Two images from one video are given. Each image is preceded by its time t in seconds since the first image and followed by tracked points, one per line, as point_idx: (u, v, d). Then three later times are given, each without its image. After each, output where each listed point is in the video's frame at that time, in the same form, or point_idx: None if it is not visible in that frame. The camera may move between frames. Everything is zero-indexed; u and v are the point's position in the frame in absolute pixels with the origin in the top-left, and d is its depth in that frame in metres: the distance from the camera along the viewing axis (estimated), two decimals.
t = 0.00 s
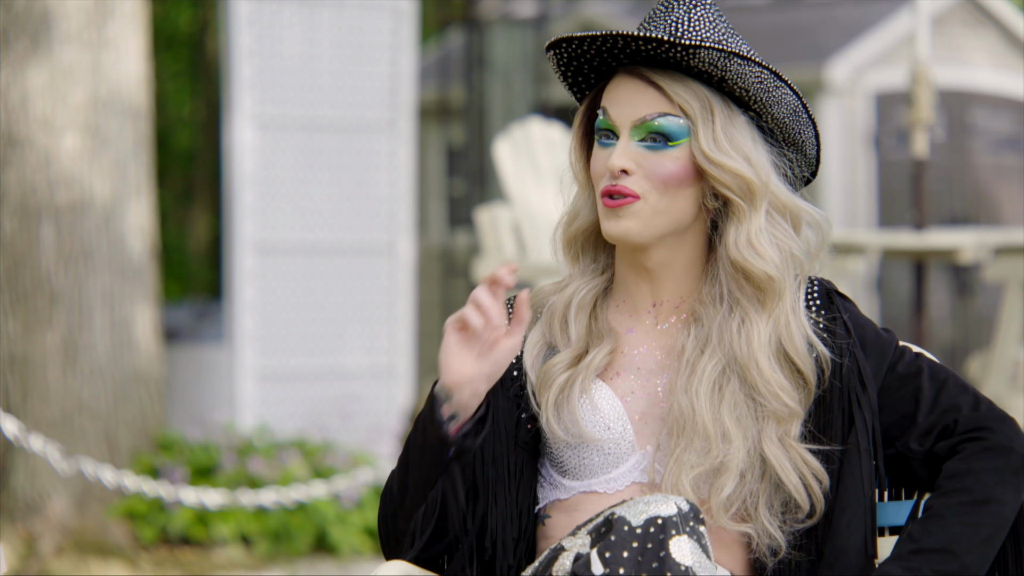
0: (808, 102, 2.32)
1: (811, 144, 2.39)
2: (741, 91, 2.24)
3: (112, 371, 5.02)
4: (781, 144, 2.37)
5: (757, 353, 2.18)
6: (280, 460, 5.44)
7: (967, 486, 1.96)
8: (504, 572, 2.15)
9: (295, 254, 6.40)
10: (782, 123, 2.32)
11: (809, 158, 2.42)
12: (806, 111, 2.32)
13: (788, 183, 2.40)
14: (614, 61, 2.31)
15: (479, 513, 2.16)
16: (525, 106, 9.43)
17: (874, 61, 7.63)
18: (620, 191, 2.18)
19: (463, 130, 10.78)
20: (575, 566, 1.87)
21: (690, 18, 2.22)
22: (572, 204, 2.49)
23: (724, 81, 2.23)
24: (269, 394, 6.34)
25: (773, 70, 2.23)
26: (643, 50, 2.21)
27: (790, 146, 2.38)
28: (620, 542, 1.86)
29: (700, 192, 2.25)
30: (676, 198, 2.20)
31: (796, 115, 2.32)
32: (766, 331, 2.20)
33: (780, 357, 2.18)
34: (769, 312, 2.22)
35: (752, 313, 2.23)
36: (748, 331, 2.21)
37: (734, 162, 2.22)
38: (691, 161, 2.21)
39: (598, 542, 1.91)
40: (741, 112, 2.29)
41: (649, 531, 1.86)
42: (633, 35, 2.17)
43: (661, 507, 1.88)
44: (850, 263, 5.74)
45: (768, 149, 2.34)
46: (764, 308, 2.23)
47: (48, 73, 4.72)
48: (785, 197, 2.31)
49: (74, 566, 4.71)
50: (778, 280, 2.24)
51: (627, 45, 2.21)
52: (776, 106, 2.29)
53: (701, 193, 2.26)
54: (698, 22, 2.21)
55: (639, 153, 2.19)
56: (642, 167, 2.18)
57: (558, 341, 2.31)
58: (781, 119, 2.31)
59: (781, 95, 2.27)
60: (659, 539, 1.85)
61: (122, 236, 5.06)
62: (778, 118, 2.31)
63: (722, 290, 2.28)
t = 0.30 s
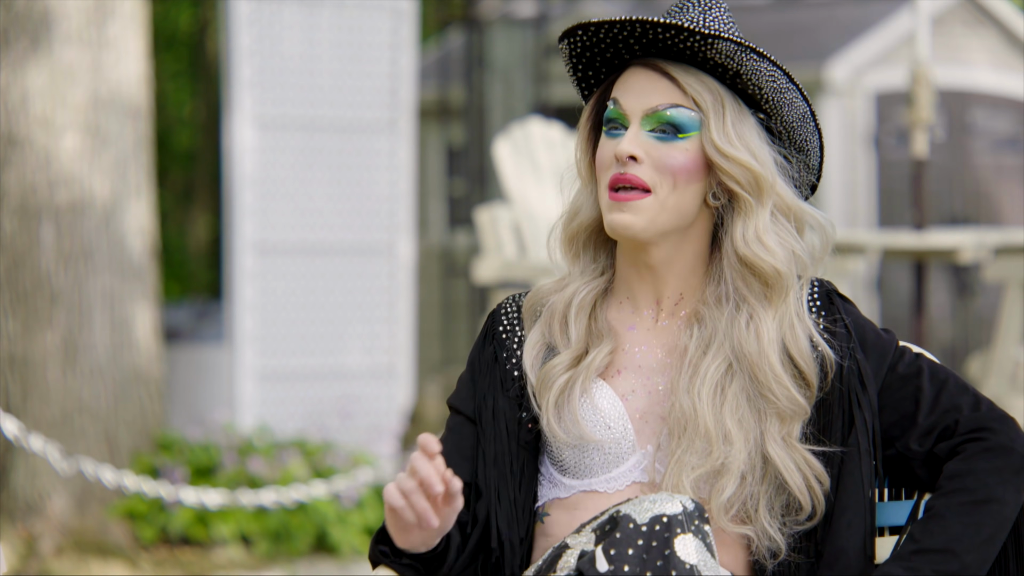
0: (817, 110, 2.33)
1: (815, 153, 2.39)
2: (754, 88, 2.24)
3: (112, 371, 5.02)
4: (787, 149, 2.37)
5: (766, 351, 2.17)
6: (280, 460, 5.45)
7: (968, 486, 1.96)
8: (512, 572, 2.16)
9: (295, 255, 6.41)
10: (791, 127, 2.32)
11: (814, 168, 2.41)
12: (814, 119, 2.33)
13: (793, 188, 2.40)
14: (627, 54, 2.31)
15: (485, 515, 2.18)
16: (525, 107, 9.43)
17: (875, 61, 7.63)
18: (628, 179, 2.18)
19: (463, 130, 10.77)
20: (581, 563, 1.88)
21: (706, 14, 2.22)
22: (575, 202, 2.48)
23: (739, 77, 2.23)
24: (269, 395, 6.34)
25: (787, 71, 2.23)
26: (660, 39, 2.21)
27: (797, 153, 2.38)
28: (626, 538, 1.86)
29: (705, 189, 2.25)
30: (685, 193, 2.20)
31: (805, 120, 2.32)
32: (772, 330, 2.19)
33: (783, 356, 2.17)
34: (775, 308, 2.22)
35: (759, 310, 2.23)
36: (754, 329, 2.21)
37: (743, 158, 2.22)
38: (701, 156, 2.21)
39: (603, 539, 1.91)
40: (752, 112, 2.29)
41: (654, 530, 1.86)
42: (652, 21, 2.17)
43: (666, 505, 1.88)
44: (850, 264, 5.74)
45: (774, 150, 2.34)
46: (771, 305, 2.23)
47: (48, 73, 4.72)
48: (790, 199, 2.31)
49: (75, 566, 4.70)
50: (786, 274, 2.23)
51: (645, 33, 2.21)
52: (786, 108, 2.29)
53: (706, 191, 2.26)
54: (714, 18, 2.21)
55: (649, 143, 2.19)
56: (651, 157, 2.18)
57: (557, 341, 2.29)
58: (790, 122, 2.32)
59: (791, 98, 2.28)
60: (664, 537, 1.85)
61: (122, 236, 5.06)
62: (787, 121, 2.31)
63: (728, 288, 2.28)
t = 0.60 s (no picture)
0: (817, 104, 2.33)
1: (816, 148, 2.39)
2: (754, 89, 2.24)
3: (112, 371, 5.02)
4: (788, 145, 2.36)
5: (775, 347, 2.16)
6: (280, 460, 5.45)
7: (970, 485, 1.96)
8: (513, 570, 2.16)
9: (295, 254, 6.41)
10: (791, 124, 2.32)
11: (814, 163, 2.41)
12: (814, 113, 2.33)
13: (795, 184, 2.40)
14: (625, 56, 2.31)
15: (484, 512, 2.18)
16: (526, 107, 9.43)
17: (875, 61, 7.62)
18: (633, 183, 2.18)
19: (463, 130, 10.78)
20: (582, 565, 1.89)
21: (703, 15, 2.21)
22: (577, 200, 2.48)
23: (738, 78, 2.23)
24: (268, 394, 6.33)
25: (786, 70, 2.23)
26: (659, 43, 2.21)
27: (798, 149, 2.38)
28: (628, 540, 1.86)
29: (709, 188, 2.25)
30: (689, 194, 2.20)
31: (804, 116, 2.32)
32: (781, 326, 2.19)
33: (790, 353, 2.17)
34: (783, 306, 2.22)
35: (766, 308, 2.22)
36: (763, 325, 2.20)
37: (746, 157, 2.22)
38: (703, 156, 2.21)
39: (606, 540, 1.91)
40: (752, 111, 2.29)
41: (656, 531, 1.86)
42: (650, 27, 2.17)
43: (668, 507, 1.88)
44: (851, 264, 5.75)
45: (775, 148, 2.34)
46: (780, 304, 2.23)
47: (48, 73, 4.71)
48: (795, 197, 2.31)
49: (75, 566, 4.69)
50: (794, 272, 2.23)
51: (643, 37, 2.21)
52: (786, 107, 2.29)
53: (710, 190, 2.26)
54: (712, 19, 2.21)
55: (650, 147, 2.19)
56: (654, 160, 2.18)
57: (558, 334, 2.29)
58: (790, 120, 2.31)
59: (791, 96, 2.27)
60: (666, 539, 1.85)
61: (122, 235, 5.06)
62: (787, 118, 2.31)
63: (735, 285, 2.27)
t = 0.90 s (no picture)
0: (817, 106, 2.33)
1: (815, 150, 2.39)
2: (756, 90, 2.24)
3: (112, 371, 5.02)
4: (788, 147, 2.36)
5: (773, 350, 2.16)
6: (280, 460, 5.46)
7: (969, 486, 1.96)
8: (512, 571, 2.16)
9: (295, 254, 6.41)
10: (792, 126, 2.32)
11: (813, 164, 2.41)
12: (814, 116, 2.33)
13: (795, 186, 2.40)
14: (627, 56, 2.30)
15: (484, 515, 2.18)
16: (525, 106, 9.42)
17: (875, 61, 7.62)
18: (632, 184, 2.18)
19: (463, 130, 10.79)
20: (578, 566, 1.88)
21: (706, 15, 2.21)
22: (575, 201, 2.48)
23: (740, 79, 2.23)
24: (268, 394, 6.34)
25: (788, 71, 2.23)
26: (661, 43, 2.21)
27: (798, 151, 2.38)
28: (624, 541, 1.86)
29: (709, 190, 2.25)
30: (687, 195, 2.20)
31: (805, 118, 2.32)
32: (778, 328, 2.19)
33: (788, 355, 2.17)
34: (782, 309, 2.22)
35: (765, 310, 2.22)
36: (762, 328, 2.21)
37: (746, 158, 2.22)
38: (704, 158, 2.21)
39: (601, 542, 1.91)
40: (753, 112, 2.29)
41: (652, 532, 1.86)
42: (654, 27, 2.17)
43: (664, 507, 1.88)
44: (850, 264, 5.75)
45: (775, 149, 2.34)
46: (778, 306, 2.23)
47: (48, 73, 4.71)
48: (795, 198, 2.31)
49: (75, 566, 4.69)
50: (793, 275, 2.24)
51: (647, 37, 2.20)
52: (787, 108, 2.29)
53: (710, 192, 2.26)
54: (715, 19, 2.21)
55: (652, 148, 2.19)
56: (655, 161, 2.18)
57: (556, 337, 2.29)
58: (790, 122, 2.31)
59: (792, 97, 2.27)
60: (662, 540, 1.85)
61: (122, 236, 5.07)
62: (788, 120, 2.31)
63: (734, 286, 2.27)
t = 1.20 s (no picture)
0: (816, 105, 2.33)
1: (815, 148, 2.39)
2: (754, 91, 2.24)
3: (112, 371, 5.02)
4: (787, 146, 2.37)
5: (774, 350, 2.16)
6: (280, 460, 5.46)
7: (969, 486, 1.96)
8: (513, 571, 2.16)
9: (294, 254, 6.42)
10: (791, 125, 2.33)
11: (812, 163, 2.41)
12: (813, 114, 2.33)
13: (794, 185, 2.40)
14: (624, 58, 2.30)
15: (486, 515, 2.18)
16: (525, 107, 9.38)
17: (875, 61, 7.62)
18: (632, 186, 2.18)
19: (463, 130, 10.79)
20: (579, 566, 1.89)
21: (703, 16, 2.21)
22: (575, 202, 2.48)
23: (738, 80, 2.23)
24: (268, 395, 6.34)
25: (786, 71, 2.23)
26: (659, 45, 2.21)
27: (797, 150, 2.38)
28: (624, 542, 1.86)
29: (709, 190, 2.25)
30: (688, 196, 2.20)
31: (804, 117, 2.32)
32: (779, 328, 2.19)
33: (789, 356, 2.17)
34: (782, 309, 2.22)
35: (765, 310, 2.22)
36: (762, 328, 2.20)
37: (745, 159, 2.22)
38: (703, 158, 2.21)
39: (601, 542, 1.92)
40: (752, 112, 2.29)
41: (653, 532, 1.86)
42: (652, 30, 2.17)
43: (664, 508, 1.88)
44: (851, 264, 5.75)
45: (775, 149, 2.34)
46: (779, 306, 2.23)
47: (48, 73, 4.71)
48: (794, 198, 2.30)
49: (75, 566, 4.68)
50: (793, 275, 2.24)
51: (644, 40, 2.20)
52: (786, 107, 2.29)
53: (710, 192, 2.26)
54: (712, 20, 2.21)
55: (651, 149, 2.19)
56: (654, 162, 2.18)
57: (556, 337, 2.29)
58: (789, 121, 2.32)
59: (791, 96, 2.28)
60: (663, 540, 1.85)
61: (121, 236, 5.07)
62: (787, 119, 2.31)
63: (734, 286, 2.27)
